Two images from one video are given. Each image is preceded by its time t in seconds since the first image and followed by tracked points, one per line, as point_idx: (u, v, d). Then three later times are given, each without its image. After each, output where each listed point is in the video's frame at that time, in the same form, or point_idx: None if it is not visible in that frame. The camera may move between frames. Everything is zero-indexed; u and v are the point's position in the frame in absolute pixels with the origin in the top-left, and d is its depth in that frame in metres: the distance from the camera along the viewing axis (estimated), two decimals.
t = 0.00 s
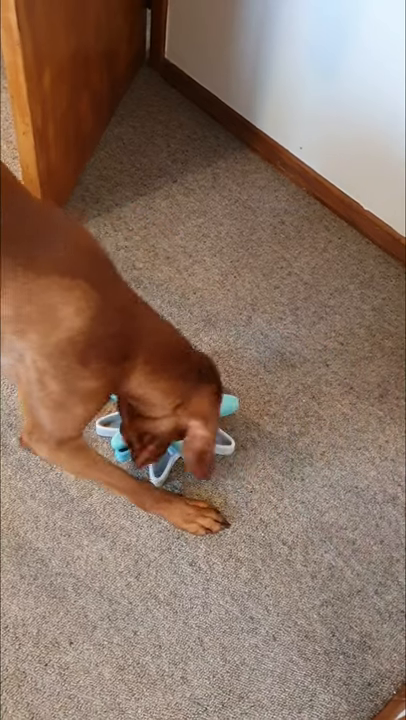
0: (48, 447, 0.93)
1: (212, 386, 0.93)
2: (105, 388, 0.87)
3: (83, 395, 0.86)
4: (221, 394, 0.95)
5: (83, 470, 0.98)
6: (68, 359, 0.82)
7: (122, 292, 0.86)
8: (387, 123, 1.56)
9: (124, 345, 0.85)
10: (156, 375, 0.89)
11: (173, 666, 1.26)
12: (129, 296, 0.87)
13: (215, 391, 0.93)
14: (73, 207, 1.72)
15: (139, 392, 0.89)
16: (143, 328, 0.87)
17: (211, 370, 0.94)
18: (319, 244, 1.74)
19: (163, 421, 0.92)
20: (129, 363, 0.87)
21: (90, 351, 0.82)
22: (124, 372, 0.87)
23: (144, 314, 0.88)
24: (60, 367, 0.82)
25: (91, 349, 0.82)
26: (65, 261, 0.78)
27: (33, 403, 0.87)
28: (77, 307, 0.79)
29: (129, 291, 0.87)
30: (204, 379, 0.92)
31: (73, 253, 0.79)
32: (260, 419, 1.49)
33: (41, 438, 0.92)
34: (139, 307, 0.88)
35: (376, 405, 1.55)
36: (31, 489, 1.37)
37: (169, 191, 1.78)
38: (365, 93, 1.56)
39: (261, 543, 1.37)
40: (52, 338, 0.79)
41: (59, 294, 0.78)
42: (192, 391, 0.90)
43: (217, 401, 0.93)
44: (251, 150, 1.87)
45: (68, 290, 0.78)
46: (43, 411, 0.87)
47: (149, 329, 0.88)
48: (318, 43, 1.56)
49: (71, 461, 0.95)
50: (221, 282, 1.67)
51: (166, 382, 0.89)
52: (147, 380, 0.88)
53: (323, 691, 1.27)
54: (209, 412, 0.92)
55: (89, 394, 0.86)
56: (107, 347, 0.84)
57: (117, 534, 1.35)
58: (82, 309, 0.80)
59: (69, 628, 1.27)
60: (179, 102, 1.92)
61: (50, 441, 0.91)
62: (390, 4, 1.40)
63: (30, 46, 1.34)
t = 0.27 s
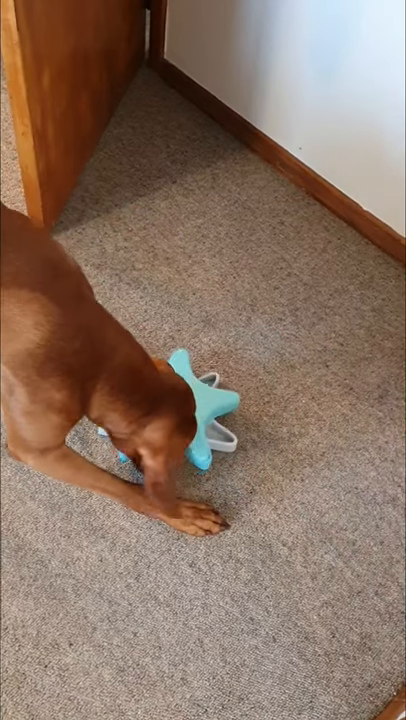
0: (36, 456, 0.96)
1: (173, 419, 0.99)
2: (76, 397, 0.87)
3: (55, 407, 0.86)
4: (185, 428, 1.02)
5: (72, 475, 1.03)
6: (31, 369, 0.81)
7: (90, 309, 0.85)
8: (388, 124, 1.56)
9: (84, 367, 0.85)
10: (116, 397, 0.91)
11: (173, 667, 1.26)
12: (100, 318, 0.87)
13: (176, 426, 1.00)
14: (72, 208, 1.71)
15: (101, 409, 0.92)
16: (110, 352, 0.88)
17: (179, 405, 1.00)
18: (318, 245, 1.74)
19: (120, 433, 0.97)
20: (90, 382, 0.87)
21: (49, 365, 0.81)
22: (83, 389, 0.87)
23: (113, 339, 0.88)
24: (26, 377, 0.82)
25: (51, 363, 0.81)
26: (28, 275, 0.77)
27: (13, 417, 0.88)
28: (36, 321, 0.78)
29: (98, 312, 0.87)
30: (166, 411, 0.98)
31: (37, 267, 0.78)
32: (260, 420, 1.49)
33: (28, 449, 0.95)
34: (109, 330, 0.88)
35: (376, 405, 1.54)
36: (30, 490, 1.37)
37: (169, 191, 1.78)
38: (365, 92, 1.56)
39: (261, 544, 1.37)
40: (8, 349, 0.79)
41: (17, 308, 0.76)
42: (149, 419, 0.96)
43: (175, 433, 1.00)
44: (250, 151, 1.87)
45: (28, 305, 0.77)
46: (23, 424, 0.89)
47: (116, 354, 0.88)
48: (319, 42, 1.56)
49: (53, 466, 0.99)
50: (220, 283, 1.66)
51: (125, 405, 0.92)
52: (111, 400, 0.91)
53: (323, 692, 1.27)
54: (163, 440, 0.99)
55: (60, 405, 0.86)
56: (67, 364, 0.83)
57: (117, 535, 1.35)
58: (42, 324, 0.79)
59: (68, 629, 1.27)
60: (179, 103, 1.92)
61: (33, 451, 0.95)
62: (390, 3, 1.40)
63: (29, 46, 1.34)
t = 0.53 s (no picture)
0: (34, 459, 0.99)
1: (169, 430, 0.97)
2: (73, 401, 0.91)
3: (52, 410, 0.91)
4: (182, 440, 0.99)
5: (71, 477, 1.05)
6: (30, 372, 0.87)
7: (89, 317, 0.90)
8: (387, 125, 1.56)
9: (82, 371, 0.90)
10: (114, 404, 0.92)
11: (172, 668, 1.26)
12: (98, 325, 0.92)
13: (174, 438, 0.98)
14: (72, 209, 1.72)
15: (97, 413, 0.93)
16: (108, 358, 0.92)
17: (175, 415, 0.98)
18: (317, 246, 1.74)
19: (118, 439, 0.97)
20: (88, 385, 0.91)
21: (47, 368, 0.87)
22: (81, 393, 0.91)
23: (110, 346, 0.92)
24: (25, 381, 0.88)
25: (48, 366, 0.87)
26: (27, 281, 0.84)
27: (11, 420, 0.93)
28: (34, 326, 0.85)
29: (96, 319, 0.92)
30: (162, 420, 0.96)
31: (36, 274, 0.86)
32: (259, 421, 1.49)
33: (26, 451, 0.98)
34: (106, 337, 0.92)
35: (375, 406, 1.55)
36: (30, 491, 1.37)
37: (168, 193, 1.78)
38: (365, 93, 1.56)
39: (260, 545, 1.37)
40: (7, 351, 0.86)
41: (17, 312, 0.84)
42: (143, 428, 0.95)
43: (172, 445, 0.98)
44: (250, 152, 1.87)
45: (27, 310, 0.84)
46: (21, 426, 0.93)
47: (113, 361, 0.92)
48: (319, 42, 1.56)
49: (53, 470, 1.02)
50: (220, 284, 1.67)
51: (121, 412, 0.93)
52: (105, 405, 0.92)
53: (322, 693, 1.27)
54: (157, 450, 0.97)
55: (57, 409, 0.91)
56: (64, 368, 0.88)
57: (116, 536, 1.35)
58: (41, 329, 0.86)
59: (68, 630, 1.27)
60: (178, 104, 1.92)
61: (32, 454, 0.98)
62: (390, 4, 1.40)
63: (29, 47, 1.34)
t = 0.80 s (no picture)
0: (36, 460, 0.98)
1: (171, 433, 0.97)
2: (80, 406, 0.91)
3: (58, 413, 0.90)
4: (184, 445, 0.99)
5: (71, 477, 1.04)
6: (39, 376, 0.87)
7: (98, 322, 0.91)
8: (387, 125, 1.56)
9: (91, 376, 0.90)
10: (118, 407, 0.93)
11: (172, 669, 1.26)
12: (108, 331, 0.92)
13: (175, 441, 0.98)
14: (72, 209, 1.71)
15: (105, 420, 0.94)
16: (116, 363, 0.92)
17: (179, 420, 0.98)
18: (317, 247, 1.74)
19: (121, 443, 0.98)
20: (97, 390, 0.91)
21: (56, 373, 0.87)
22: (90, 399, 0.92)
23: (119, 351, 0.93)
24: (33, 385, 0.87)
25: (58, 370, 0.87)
26: (39, 285, 0.85)
27: (16, 423, 0.92)
28: (45, 330, 0.86)
29: (107, 325, 0.92)
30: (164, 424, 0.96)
31: (46, 278, 0.87)
32: (259, 421, 1.49)
33: (28, 452, 0.97)
34: (116, 343, 0.93)
35: (375, 406, 1.54)
36: (30, 491, 1.37)
37: (168, 193, 1.78)
38: (364, 93, 1.55)
39: (260, 545, 1.36)
40: (19, 356, 0.86)
41: (29, 317, 0.85)
42: (145, 429, 0.95)
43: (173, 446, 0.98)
44: (249, 152, 1.87)
45: (38, 314, 0.85)
46: (26, 428, 0.92)
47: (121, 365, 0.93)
48: (318, 42, 1.56)
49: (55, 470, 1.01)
50: (219, 284, 1.66)
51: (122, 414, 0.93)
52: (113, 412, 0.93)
53: (322, 693, 1.27)
54: (157, 452, 0.97)
55: (64, 413, 0.91)
56: (73, 372, 0.88)
57: (116, 537, 1.34)
58: (52, 334, 0.86)
59: (68, 631, 1.27)
60: (178, 104, 1.92)
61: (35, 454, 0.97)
62: (391, 4, 1.40)
63: (29, 46, 1.34)
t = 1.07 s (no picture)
0: (37, 460, 0.94)
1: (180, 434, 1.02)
2: (85, 407, 0.88)
3: (63, 413, 0.86)
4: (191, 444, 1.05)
5: (72, 478, 1.00)
6: (46, 378, 0.82)
7: (105, 322, 0.88)
8: (387, 125, 1.56)
9: (97, 376, 0.87)
10: (129, 407, 0.94)
11: (172, 670, 1.26)
12: (114, 331, 0.89)
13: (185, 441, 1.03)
14: (71, 209, 1.71)
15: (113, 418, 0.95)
16: (121, 363, 0.90)
17: (189, 420, 1.03)
18: (317, 247, 1.74)
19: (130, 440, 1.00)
20: (102, 390, 0.90)
21: (64, 374, 0.83)
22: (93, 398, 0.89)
23: (124, 352, 0.90)
24: (39, 386, 0.82)
25: (65, 371, 0.83)
26: (45, 287, 0.80)
27: (18, 424, 0.87)
28: (52, 332, 0.81)
29: (113, 325, 0.89)
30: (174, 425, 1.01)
31: (51, 279, 0.81)
32: (259, 422, 1.49)
33: (29, 451, 0.92)
34: (121, 344, 0.90)
35: (375, 407, 1.54)
36: (29, 492, 1.36)
37: (168, 193, 1.78)
38: (364, 93, 1.55)
39: (260, 546, 1.36)
40: (23, 358, 0.80)
41: (35, 319, 0.79)
42: (157, 430, 0.99)
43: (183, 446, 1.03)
44: (249, 152, 1.87)
45: (45, 317, 0.80)
46: (29, 429, 0.87)
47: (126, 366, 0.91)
48: (318, 43, 1.55)
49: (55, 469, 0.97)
50: (219, 284, 1.66)
51: (136, 415, 0.95)
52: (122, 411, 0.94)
53: (322, 695, 1.26)
54: (169, 451, 1.02)
55: (70, 413, 0.87)
56: (79, 374, 0.85)
57: (116, 538, 1.34)
58: (59, 336, 0.81)
59: (67, 632, 1.26)
60: (178, 104, 1.92)
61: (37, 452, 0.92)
62: (391, 4, 1.39)
63: (28, 46, 1.34)
